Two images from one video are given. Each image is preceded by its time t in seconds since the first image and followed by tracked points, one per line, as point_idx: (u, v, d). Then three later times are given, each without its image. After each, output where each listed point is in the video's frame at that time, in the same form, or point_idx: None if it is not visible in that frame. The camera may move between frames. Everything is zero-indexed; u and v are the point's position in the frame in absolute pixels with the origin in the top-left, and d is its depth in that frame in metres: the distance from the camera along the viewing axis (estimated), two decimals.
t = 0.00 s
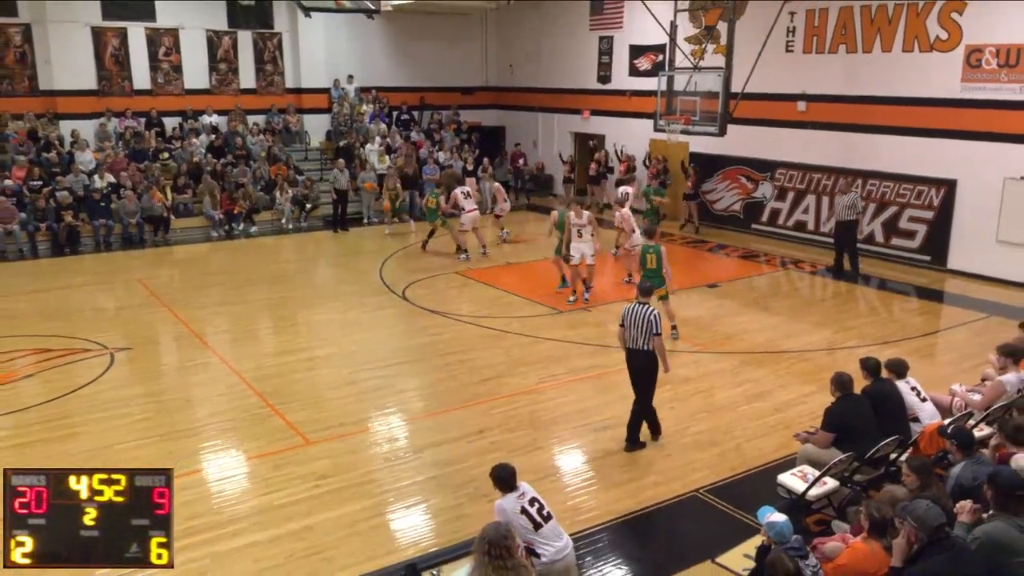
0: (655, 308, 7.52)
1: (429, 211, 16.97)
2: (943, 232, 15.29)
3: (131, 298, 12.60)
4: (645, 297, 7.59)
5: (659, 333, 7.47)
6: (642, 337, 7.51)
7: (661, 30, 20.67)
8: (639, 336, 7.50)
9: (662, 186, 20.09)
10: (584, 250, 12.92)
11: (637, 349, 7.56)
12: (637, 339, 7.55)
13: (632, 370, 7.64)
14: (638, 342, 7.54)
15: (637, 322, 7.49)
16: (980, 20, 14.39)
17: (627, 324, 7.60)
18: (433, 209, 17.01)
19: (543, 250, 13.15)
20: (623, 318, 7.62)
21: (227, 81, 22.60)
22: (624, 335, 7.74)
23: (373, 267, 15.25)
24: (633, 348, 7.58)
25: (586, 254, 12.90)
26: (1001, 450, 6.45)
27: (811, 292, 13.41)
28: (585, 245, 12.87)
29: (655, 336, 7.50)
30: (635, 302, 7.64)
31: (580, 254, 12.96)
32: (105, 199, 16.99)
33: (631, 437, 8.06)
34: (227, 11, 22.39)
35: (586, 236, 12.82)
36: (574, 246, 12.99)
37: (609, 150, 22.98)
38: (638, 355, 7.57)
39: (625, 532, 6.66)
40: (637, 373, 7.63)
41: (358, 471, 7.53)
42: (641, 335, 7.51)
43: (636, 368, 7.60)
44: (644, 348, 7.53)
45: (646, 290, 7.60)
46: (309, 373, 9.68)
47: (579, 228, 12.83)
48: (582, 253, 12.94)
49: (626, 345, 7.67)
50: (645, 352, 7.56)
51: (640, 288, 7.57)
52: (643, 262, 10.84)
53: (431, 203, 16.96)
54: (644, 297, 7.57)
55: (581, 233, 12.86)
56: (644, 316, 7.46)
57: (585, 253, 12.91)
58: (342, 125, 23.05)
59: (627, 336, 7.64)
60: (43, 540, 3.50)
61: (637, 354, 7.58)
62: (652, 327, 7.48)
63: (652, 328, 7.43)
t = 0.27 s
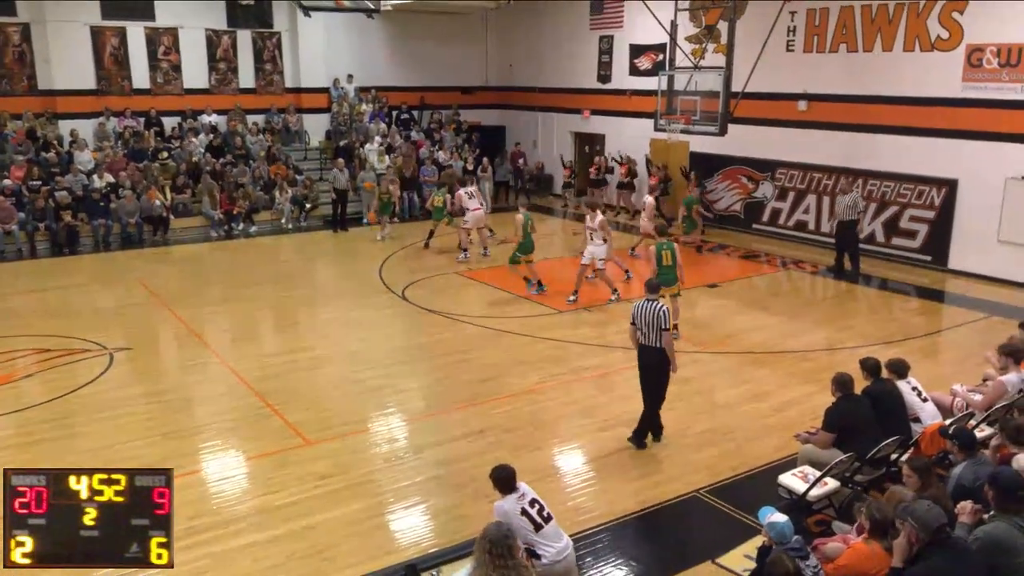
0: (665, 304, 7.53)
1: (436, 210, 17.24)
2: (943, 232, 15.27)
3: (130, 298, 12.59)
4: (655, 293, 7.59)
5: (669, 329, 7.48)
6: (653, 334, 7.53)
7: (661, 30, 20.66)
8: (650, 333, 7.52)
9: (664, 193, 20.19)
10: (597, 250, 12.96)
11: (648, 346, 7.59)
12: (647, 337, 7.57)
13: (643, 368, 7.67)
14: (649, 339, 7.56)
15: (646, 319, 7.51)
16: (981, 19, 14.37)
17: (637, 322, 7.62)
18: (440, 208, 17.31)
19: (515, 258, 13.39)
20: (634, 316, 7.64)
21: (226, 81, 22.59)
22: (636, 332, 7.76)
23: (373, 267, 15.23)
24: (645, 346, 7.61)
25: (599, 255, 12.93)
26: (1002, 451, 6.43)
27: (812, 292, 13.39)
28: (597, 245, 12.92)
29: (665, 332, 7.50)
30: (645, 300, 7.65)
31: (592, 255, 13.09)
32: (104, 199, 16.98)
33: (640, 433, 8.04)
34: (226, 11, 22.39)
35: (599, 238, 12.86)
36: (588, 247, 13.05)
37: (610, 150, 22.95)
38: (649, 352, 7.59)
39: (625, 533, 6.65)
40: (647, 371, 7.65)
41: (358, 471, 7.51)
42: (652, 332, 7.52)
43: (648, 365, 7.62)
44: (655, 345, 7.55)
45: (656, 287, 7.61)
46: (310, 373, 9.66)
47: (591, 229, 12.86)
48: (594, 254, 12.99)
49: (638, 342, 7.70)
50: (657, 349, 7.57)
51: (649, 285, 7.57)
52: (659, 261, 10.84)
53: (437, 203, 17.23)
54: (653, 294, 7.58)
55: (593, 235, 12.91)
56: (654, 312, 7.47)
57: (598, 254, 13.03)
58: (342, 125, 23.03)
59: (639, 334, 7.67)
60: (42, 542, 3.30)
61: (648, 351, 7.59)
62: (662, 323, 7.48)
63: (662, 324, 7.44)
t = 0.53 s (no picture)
0: (678, 301, 7.29)
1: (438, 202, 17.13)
2: (956, 230, 15.04)
3: (119, 298, 12.37)
4: (667, 292, 7.34)
5: (684, 327, 7.25)
6: (668, 334, 7.31)
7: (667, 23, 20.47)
8: (665, 333, 7.30)
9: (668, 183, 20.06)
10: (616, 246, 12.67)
11: (664, 346, 7.39)
12: (662, 337, 7.36)
13: (658, 369, 7.49)
14: (664, 340, 7.35)
15: (660, 319, 7.28)
16: (994, 12, 14.18)
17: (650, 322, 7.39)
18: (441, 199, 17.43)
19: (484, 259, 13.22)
20: (647, 316, 7.41)
21: (217, 75, 22.41)
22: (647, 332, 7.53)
23: (370, 266, 14.98)
24: (661, 346, 7.41)
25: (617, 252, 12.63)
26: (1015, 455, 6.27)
27: (818, 292, 13.17)
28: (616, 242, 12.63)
29: (680, 331, 7.28)
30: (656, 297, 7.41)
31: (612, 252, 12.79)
32: (92, 197, 16.83)
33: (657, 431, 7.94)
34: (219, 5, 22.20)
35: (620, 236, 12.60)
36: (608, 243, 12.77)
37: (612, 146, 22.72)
38: (664, 352, 7.40)
39: (628, 541, 6.43)
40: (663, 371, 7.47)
41: (354, 476, 7.30)
42: (667, 332, 7.30)
43: (664, 365, 7.44)
44: (671, 346, 7.35)
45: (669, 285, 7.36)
46: (305, 375, 9.45)
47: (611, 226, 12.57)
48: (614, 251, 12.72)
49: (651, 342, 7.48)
50: (673, 349, 7.37)
51: (661, 283, 7.30)
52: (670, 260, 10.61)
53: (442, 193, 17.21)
54: (665, 293, 7.33)
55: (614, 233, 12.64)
56: (669, 311, 7.22)
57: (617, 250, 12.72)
58: (337, 120, 22.84)
59: (652, 334, 7.44)
60: (43, 542, 3.51)
61: (664, 351, 7.40)
62: (677, 321, 7.24)
63: (678, 324, 7.21)
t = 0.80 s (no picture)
0: (698, 301, 7.15)
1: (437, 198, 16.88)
2: (968, 229, 14.83)
3: (109, 299, 12.18)
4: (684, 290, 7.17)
5: (705, 326, 7.12)
6: (688, 333, 7.16)
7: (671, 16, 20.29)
8: (685, 332, 7.14)
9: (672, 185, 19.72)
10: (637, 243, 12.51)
11: (683, 346, 7.22)
12: (682, 336, 7.19)
13: (674, 369, 7.31)
14: (683, 339, 7.19)
15: (680, 319, 7.12)
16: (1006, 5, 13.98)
17: (667, 322, 7.21)
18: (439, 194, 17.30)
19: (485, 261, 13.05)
20: (663, 315, 7.21)
21: (210, 69, 22.24)
22: (662, 332, 7.35)
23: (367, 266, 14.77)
24: (679, 345, 7.23)
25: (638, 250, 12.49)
26: None
27: (823, 292, 12.98)
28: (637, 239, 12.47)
29: (700, 330, 7.15)
30: (672, 297, 7.24)
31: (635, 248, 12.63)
32: (80, 194, 16.67)
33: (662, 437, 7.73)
34: None
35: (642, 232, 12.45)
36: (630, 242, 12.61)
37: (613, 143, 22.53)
38: (683, 352, 7.23)
39: (631, 548, 6.23)
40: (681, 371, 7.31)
41: (350, 481, 7.12)
42: (687, 332, 7.15)
43: (682, 365, 7.27)
44: (691, 344, 7.19)
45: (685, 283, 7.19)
46: (301, 377, 9.26)
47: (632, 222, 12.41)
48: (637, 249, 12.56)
49: (667, 342, 7.30)
50: (692, 348, 7.22)
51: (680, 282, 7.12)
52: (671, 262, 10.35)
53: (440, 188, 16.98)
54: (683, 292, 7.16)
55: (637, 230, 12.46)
56: (690, 310, 7.07)
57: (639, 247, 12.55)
58: (332, 115, 22.67)
59: (668, 334, 7.26)
60: (42, 543, 3.35)
61: (683, 351, 7.23)
62: (697, 320, 7.11)
63: (699, 323, 7.06)
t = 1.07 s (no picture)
0: (715, 300, 7.13)
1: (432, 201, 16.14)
2: (974, 228, 14.75)
3: (105, 299, 12.08)
4: (701, 289, 7.14)
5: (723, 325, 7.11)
6: (706, 333, 7.12)
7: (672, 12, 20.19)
8: (702, 331, 7.09)
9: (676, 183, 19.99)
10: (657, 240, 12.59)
11: (699, 345, 7.15)
12: (699, 336, 7.13)
13: (688, 370, 7.21)
14: (699, 339, 7.13)
15: (697, 318, 7.05)
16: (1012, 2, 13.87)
17: (682, 322, 7.14)
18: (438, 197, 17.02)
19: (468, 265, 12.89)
20: (678, 315, 7.13)
21: (206, 66, 22.15)
22: (676, 332, 7.26)
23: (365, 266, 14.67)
24: (696, 345, 7.15)
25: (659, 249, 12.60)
26: None
27: (826, 292, 12.88)
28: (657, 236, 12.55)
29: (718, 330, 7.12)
30: (689, 296, 7.19)
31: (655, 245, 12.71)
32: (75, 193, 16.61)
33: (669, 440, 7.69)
34: None
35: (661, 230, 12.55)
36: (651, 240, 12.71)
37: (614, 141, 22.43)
38: (700, 353, 7.16)
39: (632, 552, 6.14)
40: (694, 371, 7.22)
41: (348, 483, 7.03)
42: (705, 332, 7.11)
43: (696, 365, 7.19)
44: (708, 344, 7.14)
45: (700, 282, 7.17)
46: (299, 379, 9.17)
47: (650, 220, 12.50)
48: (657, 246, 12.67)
49: (682, 343, 7.22)
50: (706, 348, 7.17)
51: (696, 282, 7.11)
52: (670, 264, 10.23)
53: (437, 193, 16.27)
54: (699, 291, 7.13)
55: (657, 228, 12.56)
56: (708, 309, 7.04)
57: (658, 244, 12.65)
58: (329, 113, 22.58)
59: (683, 334, 7.17)
60: (42, 541, 3.44)
61: (700, 351, 7.16)
62: (716, 320, 7.11)
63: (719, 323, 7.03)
